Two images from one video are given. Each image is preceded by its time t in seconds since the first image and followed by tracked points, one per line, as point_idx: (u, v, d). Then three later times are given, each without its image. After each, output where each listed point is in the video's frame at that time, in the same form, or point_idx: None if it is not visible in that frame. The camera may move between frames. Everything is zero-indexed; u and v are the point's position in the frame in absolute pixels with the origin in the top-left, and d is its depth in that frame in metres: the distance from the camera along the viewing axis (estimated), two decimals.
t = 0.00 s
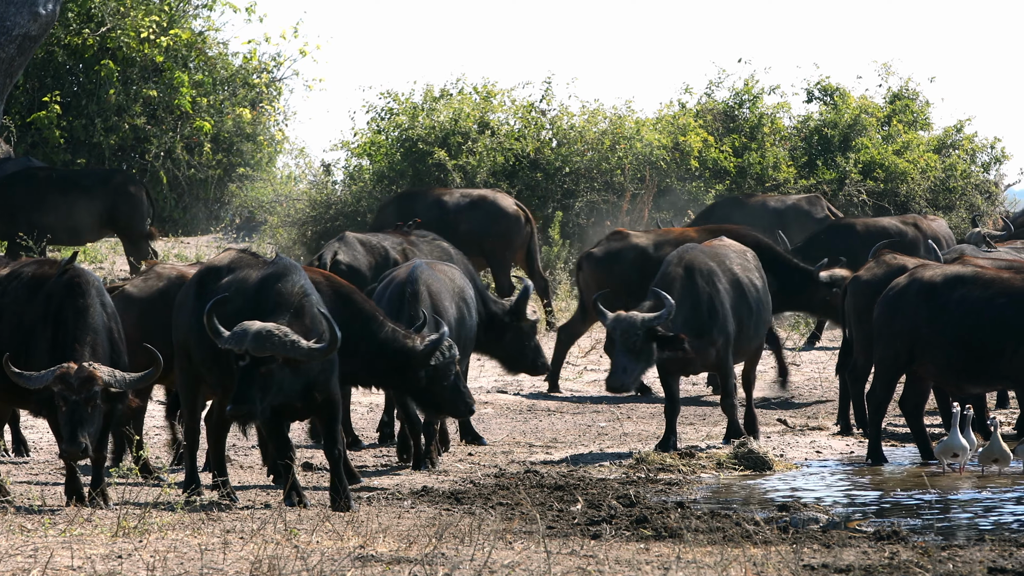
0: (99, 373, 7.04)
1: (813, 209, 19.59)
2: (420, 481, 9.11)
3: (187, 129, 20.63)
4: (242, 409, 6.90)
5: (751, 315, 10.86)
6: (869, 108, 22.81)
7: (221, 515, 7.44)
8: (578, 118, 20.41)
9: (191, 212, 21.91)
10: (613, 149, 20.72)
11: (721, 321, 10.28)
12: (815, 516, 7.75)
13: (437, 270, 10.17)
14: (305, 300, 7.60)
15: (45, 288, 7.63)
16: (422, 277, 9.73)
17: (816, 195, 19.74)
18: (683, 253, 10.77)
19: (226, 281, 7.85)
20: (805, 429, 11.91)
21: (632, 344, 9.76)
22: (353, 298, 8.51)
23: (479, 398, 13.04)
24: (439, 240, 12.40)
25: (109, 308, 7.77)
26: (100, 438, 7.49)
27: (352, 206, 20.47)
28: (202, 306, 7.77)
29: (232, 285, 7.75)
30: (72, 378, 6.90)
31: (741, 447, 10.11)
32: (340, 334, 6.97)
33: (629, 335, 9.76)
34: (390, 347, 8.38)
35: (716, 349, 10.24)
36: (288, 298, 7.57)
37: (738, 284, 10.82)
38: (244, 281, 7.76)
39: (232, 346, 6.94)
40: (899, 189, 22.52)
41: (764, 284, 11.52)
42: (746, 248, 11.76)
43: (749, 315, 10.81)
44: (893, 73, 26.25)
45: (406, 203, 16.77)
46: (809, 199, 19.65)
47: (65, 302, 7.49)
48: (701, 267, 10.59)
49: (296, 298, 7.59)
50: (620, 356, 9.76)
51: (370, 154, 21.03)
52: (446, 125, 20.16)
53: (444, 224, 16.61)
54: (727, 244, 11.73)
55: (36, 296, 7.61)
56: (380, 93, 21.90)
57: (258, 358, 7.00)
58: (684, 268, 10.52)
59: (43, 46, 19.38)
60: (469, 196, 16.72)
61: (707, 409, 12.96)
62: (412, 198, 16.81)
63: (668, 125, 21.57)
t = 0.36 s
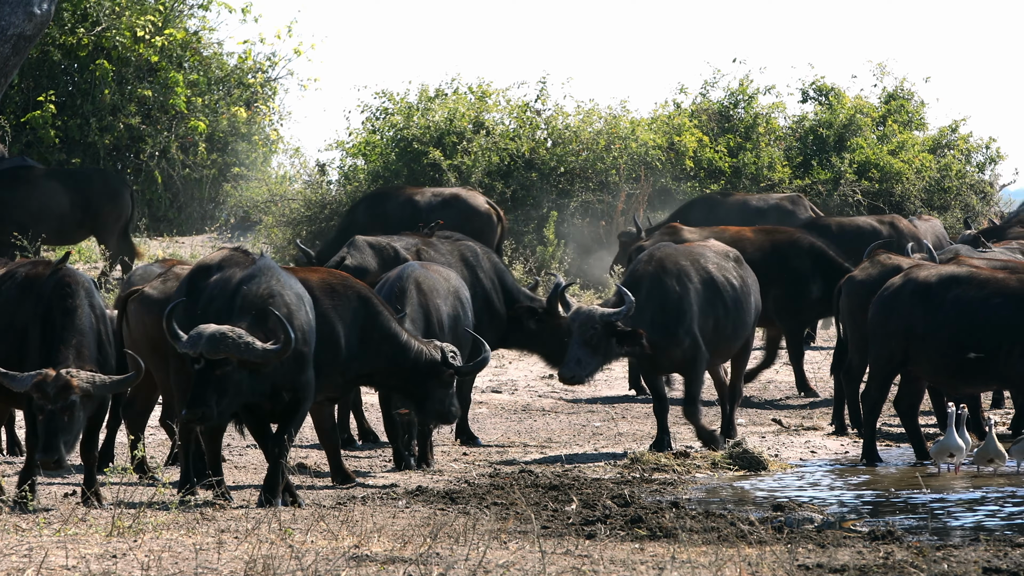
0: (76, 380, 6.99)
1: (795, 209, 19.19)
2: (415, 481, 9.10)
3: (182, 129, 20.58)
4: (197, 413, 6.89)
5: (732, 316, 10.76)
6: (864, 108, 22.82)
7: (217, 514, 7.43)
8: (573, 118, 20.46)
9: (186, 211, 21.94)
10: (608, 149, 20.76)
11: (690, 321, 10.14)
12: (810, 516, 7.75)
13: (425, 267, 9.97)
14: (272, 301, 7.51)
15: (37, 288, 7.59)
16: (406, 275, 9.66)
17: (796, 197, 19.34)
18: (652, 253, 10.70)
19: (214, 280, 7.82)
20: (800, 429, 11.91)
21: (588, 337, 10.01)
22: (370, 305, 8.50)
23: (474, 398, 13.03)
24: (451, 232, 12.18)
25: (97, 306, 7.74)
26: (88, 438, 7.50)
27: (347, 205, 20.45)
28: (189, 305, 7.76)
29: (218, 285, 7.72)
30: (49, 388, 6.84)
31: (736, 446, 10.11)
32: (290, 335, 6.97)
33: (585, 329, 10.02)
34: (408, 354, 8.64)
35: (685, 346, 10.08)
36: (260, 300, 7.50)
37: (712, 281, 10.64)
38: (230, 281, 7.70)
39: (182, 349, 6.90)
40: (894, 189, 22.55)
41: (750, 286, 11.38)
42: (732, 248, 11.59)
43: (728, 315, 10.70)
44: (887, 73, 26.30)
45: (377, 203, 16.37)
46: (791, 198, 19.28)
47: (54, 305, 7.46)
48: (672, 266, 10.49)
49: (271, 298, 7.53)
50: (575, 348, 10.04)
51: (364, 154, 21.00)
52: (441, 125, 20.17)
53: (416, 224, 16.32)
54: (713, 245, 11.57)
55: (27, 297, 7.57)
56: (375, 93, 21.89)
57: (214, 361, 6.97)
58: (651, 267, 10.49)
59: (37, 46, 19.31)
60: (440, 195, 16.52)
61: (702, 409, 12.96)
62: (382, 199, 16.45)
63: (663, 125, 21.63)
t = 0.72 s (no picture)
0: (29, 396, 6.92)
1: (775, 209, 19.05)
2: (410, 481, 9.09)
3: (177, 128, 20.53)
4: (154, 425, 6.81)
5: (714, 313, 10.64)
6: (859, 108, 22.80)
7: (212, 514, 7.41)
8: (568, 118, 20.45)
9: (181, 211, 21.94)
10: (603, 149, 20.78)
11: (652, 319, 10.17)
12: (805, 516, 7.75)
13: (411, 268, 9.84)
14: (229, 299, 7.22)
15: (13, 287, 7.51)
16: (388, 275, 9.53)
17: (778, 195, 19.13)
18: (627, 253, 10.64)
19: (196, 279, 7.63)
20: (796, 429, 11.92)
21: (568, 347, 9.91)
22: (366, 306, 8.55)
23: (469, 398, 13.02)
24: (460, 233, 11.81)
25: (72, 307, 7.62)
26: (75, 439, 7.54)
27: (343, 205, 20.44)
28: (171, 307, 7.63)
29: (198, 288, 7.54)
30: None
31: (732, 447, 10.11)
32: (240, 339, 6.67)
33: (564, 339, 9.91)
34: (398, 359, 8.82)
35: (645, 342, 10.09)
36: (216, 299, 7.24)
37: (691, 278, 10.56)
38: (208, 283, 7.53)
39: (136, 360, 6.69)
40: (890, 189, 22.51)
41: (739, 284, 11.24)
42: (722, 247, 11.42)
43: (710, 313, 10.60)
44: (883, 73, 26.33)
45: (349, 203, 15.78)
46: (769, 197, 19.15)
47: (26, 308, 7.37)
48: (646, 264, 10.42)
49: (234, 297, 7.24)
50: (558, 359, 9.91)
51: (359, 154, 20.99)
52: (436, 125, 20.15)
53: (387, 225, 15.56)
54: (703, 245, 11.45)
55: (4, 297, 7.49)
56: (370, 93, 21.89)
57: (167, 372, 6.80)
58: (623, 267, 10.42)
59: (32, 45, 19.27)
60: (415, 196, 15.70)
61: (697, 409, 12.96)
62: (355, 198, 15.82)
63: (659, 125, 21.70)
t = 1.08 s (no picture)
0: None
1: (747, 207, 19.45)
2: (405, 481, 9.08)
3: (172, 128, 20.50)
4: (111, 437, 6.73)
5: (694, 312, 10.53)
6: (854, 108, 22.80)
7: (207, 514, 7.39)
8: (564, 118, 20.40)
9: (176, 211, 21.92)
10: (599, 149, 20.88)
11: (632, 322, 10.10)
12: (800, 517, 7.75)
13: (381, 267, 9.71)
14: (191, 305, 7.14)
15: None
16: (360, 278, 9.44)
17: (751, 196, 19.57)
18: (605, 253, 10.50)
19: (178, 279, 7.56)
20: (791, 429, 11.92)
21: (546, 349, 9.82)
22: (363, 305, 8.57)
23: (464, 398, 13.02)
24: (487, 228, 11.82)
25: (43, 308, 7.07)
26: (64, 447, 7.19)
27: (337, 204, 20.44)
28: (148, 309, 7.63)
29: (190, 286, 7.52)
30: None
31: (727, 446, 10.10)
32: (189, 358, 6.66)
33: (542, 341, 9.81)
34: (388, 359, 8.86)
35: (624, 343, 10.07)
36: (178, 303, 7.17)
37: (669, 278, 10.45)
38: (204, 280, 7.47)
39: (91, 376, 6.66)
40: (885, 189, 22.47)
41: (721, 286, 11.12)
42: (704, 246, 11.30)
43: (690, 313, 10.50)
44: (878, 73, 26.34)
45: (323, 204, 15.76)
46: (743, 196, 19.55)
47: None
48: (624, 264, 10.31)
49: (197, 301, 7.17)
50: (535, 361, 9.83)
51: (354, 154, 20.98)
52: (431, 125, 20.13)
53: (362, 226, 15.50)
54: (685, 245, 11.34)
55: None
56: (365, 92, 21.86)
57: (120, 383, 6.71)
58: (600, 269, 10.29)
59: (27, 45, 19.24)
60: (389, 196, 15.58)
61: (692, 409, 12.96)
62: (329, 199, 15.79)
63: (653, 125, 21.71)
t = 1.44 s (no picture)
0: None
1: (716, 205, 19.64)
2: (401, 481, 9.07)
3: (167, 128, 20.49)
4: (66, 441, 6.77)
5: (671, 315, 10.36)
6: (849, 108, 22.75)
7: (202, 514, 7.37)
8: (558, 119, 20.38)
9: (171, 210, 21.88)
10: (593, 149, 20.86)
11: (610, 319, 10.04)
12: (795, 517, 7.75)
13: (359, 266, 9.65)
14: (135, 308, 7.01)
15: None
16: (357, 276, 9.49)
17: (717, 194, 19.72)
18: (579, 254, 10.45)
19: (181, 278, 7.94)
20: (786, 429, 11.93)
21: (510, 340, 9.88)
22: (365, 306, 8.67)
23: (459, 398, 13.01)
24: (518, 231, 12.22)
25: (22, 309, 6.85)
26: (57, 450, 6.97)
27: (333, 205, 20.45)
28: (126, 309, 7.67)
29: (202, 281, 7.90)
30: None
31: (722, 447, 10.10)
32: (117, 373, 6.67)
33: (506, 332, 9.89)
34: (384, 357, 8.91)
35: (602, 343, 10.03)
36: (125, 307, 7.06)
37: (644, 281, 10.29)
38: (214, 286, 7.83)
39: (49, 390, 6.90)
40: (880, 189, 22.50)
41: (696, 292, 10.81)
42: (683, 251, 11.06)
43: (666, 315, 10.33)
44: (873, 73, 26.36)
45: (293, 203, 15.45)
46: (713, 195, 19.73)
47: None
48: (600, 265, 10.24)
49: (144, 304, 7.02)
50: (498, 352, 9.92)
51: (349, 153, 20.99)
52: (426, 125, 20.14)
53: (331, 225, 15.31)
54: (664, 247, 11.09)
55: None
56: (361, 92, 21.86)
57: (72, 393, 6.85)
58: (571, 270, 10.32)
59: (22, 44, 19.22)
60: (360, 193, 15.40)
61: (687, 409, 12.97)
62: (300, 195, 15.53)
63: (648, 125, 21.65)
